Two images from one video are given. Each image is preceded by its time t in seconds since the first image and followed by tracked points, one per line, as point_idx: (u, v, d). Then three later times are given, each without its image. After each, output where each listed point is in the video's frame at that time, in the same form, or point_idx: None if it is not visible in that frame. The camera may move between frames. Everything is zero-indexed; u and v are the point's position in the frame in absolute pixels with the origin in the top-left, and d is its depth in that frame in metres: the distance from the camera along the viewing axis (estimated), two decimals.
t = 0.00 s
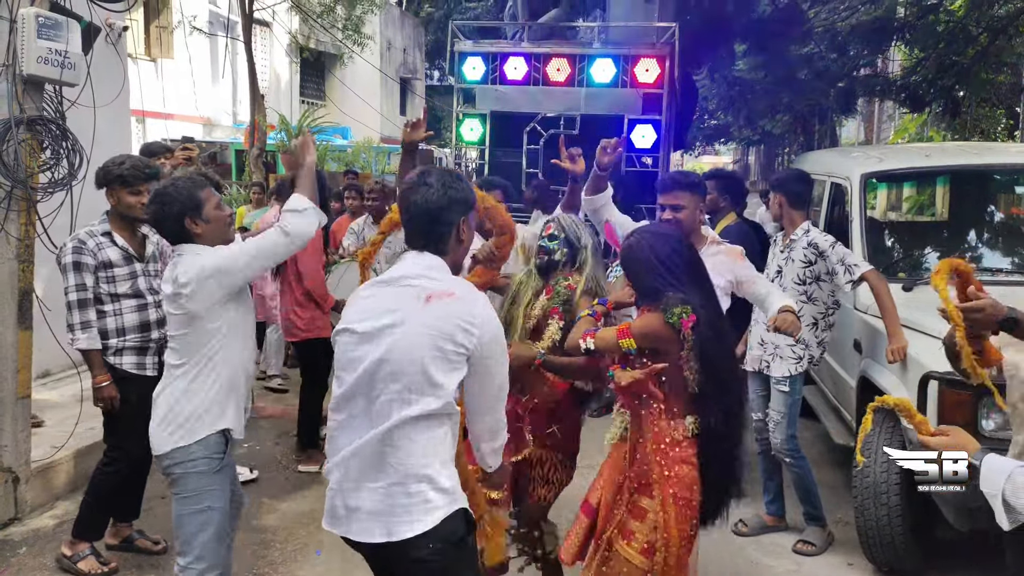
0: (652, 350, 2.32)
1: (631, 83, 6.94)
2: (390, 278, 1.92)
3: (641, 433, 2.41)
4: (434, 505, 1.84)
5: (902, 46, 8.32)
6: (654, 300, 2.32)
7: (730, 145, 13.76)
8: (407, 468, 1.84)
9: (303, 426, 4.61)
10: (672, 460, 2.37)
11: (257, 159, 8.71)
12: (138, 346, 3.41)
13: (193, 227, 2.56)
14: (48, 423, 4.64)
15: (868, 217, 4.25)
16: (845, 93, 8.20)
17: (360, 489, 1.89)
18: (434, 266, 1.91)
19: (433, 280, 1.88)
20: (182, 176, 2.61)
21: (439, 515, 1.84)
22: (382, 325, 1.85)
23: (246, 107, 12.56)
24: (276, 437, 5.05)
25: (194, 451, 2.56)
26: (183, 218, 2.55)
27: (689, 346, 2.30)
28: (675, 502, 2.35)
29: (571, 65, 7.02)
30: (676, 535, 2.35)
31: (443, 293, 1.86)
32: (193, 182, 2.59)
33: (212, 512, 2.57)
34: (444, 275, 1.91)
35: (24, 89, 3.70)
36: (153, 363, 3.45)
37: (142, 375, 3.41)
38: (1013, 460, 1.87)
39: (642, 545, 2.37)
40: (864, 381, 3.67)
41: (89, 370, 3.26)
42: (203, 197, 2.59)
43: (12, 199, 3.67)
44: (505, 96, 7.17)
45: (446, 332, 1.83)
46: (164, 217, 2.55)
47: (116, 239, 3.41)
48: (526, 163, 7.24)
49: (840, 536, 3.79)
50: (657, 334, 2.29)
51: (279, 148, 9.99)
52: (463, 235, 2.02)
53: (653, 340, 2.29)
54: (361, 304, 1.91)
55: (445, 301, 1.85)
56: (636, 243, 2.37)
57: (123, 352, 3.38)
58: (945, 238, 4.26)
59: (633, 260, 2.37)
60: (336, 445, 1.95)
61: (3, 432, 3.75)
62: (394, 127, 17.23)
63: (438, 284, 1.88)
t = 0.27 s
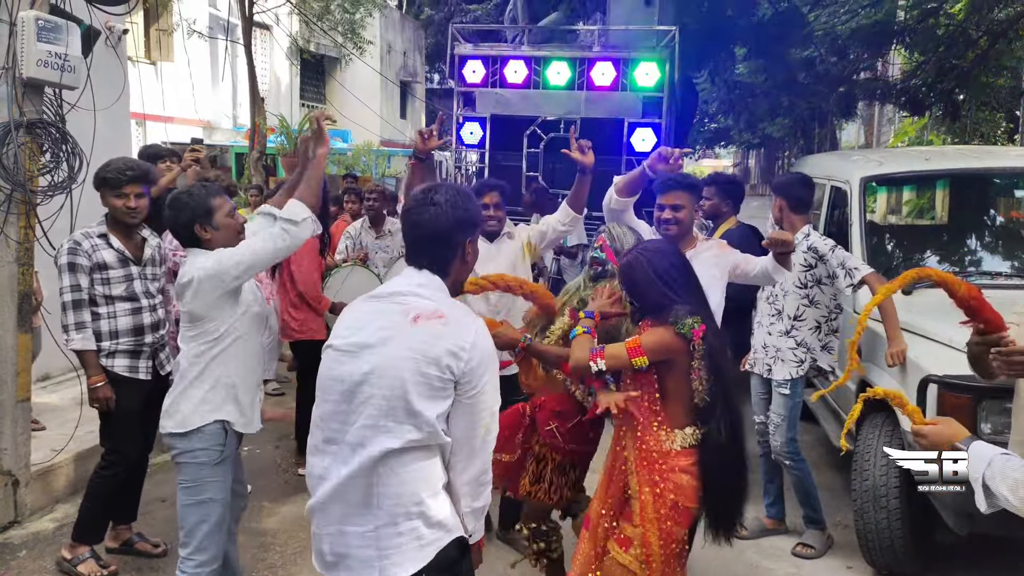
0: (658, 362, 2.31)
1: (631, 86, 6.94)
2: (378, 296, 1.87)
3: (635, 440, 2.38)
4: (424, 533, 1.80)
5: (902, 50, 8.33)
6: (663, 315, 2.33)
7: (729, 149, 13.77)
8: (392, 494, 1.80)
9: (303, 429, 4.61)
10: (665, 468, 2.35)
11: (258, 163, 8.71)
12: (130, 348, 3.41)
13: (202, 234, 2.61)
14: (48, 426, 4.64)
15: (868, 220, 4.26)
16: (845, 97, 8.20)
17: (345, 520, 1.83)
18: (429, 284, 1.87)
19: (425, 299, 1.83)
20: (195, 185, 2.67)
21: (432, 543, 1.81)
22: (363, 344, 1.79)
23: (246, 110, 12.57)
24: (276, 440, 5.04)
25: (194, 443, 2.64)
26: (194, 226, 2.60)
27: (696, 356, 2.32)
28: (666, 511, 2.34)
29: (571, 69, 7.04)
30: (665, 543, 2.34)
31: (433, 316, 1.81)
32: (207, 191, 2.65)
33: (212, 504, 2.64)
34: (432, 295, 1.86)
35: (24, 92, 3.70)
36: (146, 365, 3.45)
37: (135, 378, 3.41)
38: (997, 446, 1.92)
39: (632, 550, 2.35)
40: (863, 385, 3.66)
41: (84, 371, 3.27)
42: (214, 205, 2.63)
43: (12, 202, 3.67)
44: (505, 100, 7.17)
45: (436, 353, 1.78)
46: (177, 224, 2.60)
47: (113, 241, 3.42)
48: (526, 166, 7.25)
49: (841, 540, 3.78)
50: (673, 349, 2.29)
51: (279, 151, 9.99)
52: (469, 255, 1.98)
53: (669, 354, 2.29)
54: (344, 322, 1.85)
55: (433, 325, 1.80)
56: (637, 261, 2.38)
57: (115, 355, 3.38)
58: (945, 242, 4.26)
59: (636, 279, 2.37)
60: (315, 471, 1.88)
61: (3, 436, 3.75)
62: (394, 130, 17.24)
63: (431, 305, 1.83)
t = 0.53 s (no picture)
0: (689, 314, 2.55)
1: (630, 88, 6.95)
2: (366, 288, 1.85)
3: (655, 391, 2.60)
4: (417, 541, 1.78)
5: (901, 52, 8.35)
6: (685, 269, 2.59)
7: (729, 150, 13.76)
8: (384, 498, 1.76)
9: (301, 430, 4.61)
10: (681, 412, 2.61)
11: (257, 165, 8.71)
12: (123, 350, 3.41)
13: (212, 243, 2.80)
14: (47, 428, 4.64)
15: (866, 222, 4.26)
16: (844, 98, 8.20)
17: (333, 521, 1.79)
18: (416, 281, 1.84)
19: (415, 296, 1.81)
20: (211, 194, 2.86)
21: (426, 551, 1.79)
22: (355, 338, 1.78)
23: (245, 112, 12.57)
24: (275, 442, 5.04)
25: (202, 431, 2.77)
26: (204, 236, 2.79)
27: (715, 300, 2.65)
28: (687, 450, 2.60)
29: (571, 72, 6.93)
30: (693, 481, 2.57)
31: (421, 309, 1.79)
32: (220, 202, 2.83)
33: (228, 487, 2.74)
34: (421, 288, 1.84)
35: (24, 94, 3.70)
36: (139, 367, 3.45)
37: (127, 380, 3.41)
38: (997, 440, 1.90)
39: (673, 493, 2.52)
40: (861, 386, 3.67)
41: (70, 373, 3.26)
42: (227, 217, 2.81)
43: (11, 204, 3.67)
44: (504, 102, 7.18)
45: (429, 352, 1.76)
46: (188, 231, 2.80)
47: (108, 242, 3.43)
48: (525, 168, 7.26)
49: (839, 541, 3.78)
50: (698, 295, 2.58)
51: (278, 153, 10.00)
52: (445, 238, 1.92)
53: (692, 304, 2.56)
54: (336, 312, 1.84)
55: (424, 317, 1.79)
56: (645, 225, 2.57)
57: (108, 356, 3.38)
58: (944, 244, 4.27)
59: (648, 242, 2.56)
60: (303, 464, 1.85)
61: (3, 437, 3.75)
62: (393, 132, 17.25)
63: (419, 297, 1.82)
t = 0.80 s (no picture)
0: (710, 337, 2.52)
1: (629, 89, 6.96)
2: (331, 298, 1.74)
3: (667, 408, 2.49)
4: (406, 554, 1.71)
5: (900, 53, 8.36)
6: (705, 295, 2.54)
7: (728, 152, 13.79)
8: (373, 520, 1.67)
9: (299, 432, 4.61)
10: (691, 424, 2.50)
11: (257, 166, 8.72)
12: (118, 351, 3.41)
13: (218, 229, 2.96)
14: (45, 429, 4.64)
15: (865, 223, 4.26)
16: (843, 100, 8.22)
17: (320, 545, 1.67)
18: (385, 289, 1.74)
19: (384, 306, 1.71)
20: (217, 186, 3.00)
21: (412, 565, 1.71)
22: (325, 356, 1.68)
23: (245, 113, 12.59)
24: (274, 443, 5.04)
25: (186, 422, 2.84)
26: (210, 222, 2.94)
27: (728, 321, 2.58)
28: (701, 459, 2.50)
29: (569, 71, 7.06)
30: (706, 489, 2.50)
31: (392, 321, 1.70)
32: (224, 192, 2.98)
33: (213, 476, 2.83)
34: (393, 297, 1.74)
35: (23, 95, 3.71)
36: (134, 368, 3.45)
37: (122, 381, 3.41)
38: (993, 437, 1.91)
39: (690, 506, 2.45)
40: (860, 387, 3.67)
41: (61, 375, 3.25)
42: (231, 205, 2.96)
43: (10, 205, 3.67)
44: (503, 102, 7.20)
45: (405, 366, 1.67)
46: (195, 218, 2.94)
47: (107, 243, 3.44)
48: (524, 169, 7.27)
49: (838, 543, 3.78)
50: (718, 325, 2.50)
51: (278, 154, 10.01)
52: (407, 239, 1.81)
53: (712, 334, 2.48)
54: (301, 324, 1.74)
55: (396, 329, 1.69)
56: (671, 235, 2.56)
57: (104, 356, 3.39)
58: (943, 245, 4.27)
59: (676, 249, 2.53)
60: (281, 489, 1.74)
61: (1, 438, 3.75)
62: (393, 133, 17.27)
63: (390, 309, 1.72)
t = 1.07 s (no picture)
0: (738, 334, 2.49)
1: (628, 90, 6.98)
2: (279, 301, 1.63)
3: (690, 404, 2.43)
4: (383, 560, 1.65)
5: (899, 53, 8.37)
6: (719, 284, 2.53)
7: (727, 152, 13.80)
8: (359, 527, 1.63)
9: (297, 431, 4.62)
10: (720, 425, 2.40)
11: (257, 167, 8.72)
12: (118, 351, 3.42)
13: (211, 243, 2.97)
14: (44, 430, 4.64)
15: (863, 223, 4.27)
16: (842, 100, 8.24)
17: (302, 555, 1.62)
18: (336, 287, 1.63)
19: (336, 308, 1.61)
20: (214, 199, 3.01)
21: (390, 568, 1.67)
22: (281, 369, 1.59)
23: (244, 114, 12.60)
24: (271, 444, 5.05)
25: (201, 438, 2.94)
26: (203, 237, 2.96)
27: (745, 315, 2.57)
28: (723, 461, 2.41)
29: (567, 73, 7.05)
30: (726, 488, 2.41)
31: (349, 324, 1.60)
32: (221, 206, 2.98)
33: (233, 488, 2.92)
34: (348, 296, 1.63)
35: (20, 96, 3.72)
36: (133, 367, 3.46)
37: (121, 381, 3.43)
38: (991, 433, 1.92)
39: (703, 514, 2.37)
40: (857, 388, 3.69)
41: (64, 376, 3.22)
42: (226, 220, 2.97)
43: (8, 206, 3.67)
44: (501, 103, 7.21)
45: (367, 369, 1.59)
46: (190, 232, 2.96)
47: (107, 243, 3.44)
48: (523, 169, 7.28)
49: (836, 542, 3.79)
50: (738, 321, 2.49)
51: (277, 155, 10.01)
52: (348, 228, 1.68)
53: (733, 334, 2.47)
54: (249, 335, 1.63)
55: (354, 333, 1.60)
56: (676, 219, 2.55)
57: (103, 356, 3.39)
58: (941, 245, 4.28)
59: (682, 236, 2.51)
60: (247, 510, 1.64)
61: None
62: (393, 134, 17.29)
63: (344, 311, 1.61)
